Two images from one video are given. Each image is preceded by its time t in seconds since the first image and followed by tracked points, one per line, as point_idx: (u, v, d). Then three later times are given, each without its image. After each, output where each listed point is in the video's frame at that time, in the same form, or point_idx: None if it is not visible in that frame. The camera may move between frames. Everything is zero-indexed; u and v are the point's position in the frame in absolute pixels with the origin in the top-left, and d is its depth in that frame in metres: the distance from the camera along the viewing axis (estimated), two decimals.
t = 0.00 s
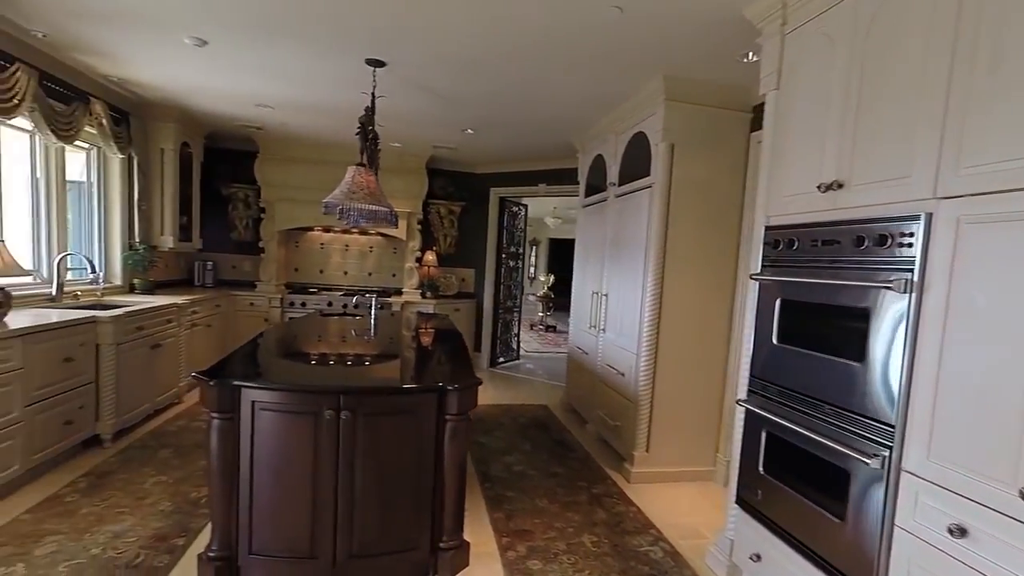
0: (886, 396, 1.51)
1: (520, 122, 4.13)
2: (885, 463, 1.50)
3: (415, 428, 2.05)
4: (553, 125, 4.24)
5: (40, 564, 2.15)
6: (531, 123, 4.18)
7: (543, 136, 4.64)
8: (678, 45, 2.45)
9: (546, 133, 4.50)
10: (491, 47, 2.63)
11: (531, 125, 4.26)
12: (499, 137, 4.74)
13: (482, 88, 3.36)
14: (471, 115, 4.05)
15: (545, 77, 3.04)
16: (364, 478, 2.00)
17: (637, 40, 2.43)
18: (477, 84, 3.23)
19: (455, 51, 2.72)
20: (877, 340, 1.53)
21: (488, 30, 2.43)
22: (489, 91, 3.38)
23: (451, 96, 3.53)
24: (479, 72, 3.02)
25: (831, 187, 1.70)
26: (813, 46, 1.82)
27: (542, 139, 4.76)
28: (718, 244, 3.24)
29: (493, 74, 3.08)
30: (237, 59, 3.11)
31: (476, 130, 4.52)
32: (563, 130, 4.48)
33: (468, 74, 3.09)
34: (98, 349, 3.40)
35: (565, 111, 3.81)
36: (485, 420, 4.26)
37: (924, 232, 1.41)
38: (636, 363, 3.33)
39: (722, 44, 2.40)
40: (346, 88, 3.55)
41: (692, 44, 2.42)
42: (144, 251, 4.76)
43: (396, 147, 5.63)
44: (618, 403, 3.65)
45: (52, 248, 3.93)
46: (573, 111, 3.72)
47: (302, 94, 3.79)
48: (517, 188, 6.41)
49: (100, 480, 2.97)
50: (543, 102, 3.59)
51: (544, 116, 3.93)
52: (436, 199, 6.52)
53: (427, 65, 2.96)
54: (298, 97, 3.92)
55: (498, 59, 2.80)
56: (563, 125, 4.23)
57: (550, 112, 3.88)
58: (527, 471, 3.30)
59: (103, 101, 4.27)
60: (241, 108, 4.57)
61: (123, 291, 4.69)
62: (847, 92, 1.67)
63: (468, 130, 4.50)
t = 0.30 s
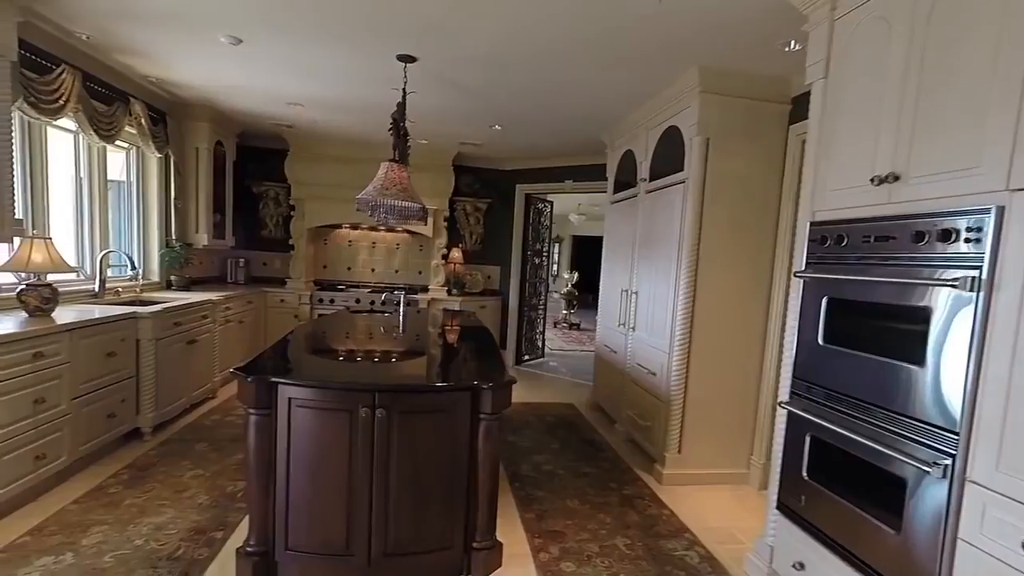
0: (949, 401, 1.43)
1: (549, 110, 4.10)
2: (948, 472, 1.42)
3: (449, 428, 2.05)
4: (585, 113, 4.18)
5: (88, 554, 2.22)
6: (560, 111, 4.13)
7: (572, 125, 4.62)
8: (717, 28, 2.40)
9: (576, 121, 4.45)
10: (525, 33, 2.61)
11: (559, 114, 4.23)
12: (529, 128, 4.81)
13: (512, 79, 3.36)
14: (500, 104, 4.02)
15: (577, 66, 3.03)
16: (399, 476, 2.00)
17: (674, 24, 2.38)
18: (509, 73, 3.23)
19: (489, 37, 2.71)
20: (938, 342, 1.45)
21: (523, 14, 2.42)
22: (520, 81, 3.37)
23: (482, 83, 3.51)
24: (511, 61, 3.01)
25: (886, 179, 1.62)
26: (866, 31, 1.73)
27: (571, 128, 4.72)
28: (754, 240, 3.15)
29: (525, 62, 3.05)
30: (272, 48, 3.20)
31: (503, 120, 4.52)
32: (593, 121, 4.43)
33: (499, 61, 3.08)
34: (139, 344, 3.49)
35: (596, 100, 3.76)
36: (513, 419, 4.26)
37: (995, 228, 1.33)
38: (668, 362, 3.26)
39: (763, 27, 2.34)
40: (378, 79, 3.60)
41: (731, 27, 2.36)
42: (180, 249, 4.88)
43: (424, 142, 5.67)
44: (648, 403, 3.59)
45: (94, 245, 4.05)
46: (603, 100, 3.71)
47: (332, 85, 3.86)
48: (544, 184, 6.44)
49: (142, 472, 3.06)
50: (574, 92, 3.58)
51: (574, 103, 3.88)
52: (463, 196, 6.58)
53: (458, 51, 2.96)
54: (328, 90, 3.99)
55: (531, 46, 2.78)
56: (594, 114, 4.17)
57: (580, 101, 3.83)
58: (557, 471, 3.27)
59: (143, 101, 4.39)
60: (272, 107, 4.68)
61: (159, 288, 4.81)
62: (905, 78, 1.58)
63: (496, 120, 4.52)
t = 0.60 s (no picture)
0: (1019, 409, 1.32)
1: (574, 102, 4.03)
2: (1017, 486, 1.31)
3: (479, 432, 2.01)
4: (612, 105, 4.09)
5: (124, 551, 2.25)
6: (586, 103, 4.06)
7: (597, 118, 4.54)
8: (754, 15, 2.30)
9: (602, 114, 4.37)
10: (553, 24, 2.55)
11: (585, 107, 4.16)
12: (552, 124, 4.78)
13: (538, 72, 3.32)
14: (525, 97, 3.96)
15: (606, 58, 2.97)
16: (428, 480, 1.97)
17: (709, 11, 2.30)
18: (534, 67, 3.19)
19: (515, 30, 2.67)
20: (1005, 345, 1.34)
21: (552, 6, 2.37)
22: (546, 74, 3.34)
23: (507, 76, 3.47)
24: (537, 54, 2.97)
25: (947, 168, 1.50)
26: (922, 10, 1.62)
27: (597, 122, 4.64)
28: (790, 236, 3.03)
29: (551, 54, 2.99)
30: (298, 45, 3.22)
31: (527, 114, 4.47)
32: (620, 113, 4.33)
33: (525, 54, 3.02)
34: (171, 344, 3.55)
35: (623, 93, 3.68)
36: (538, 419, 4.23)
37: None
38: (700, 362, 3.16)
39: (804, 13, 2.24)
40: (403, 76, 3.60)
41: (770, 13, 2.27)
42: (209, 249, 4.97)
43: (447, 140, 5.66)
44: (678, 404, 3.50)
45: (129, 247, 4.15)
46: (631, 93, 3.64)
47: (356, 81, 3.87)
48: (568, 181, 6.40)
49: (176, 470, 3.11)
50: (600, 85, 3.52)
51: (600, 95, 3.80)
52: (486, 193, 6.60)
53: (484, 46, 2.93)
54: (352, 86, 4.01)
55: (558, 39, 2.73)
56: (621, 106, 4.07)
57: (606, 93, 3.75)
58: (585, 473, 3.21)
59: (173, 104, 4.47)
60: (297, 107, 4.74)
61: (190, 288, 4.91)
62: (968, 58, 1.47)
63: (520, 114, 4.47)
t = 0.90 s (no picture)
0: None
1: (601, 97, 3.93)
2: None
3: (508, 438, 1.98)
4: (640, 100, 3.98)
5: (156, 551, 2.27)
6: (613, 98, 3.96)
7: (624, 114, 4.43)
8: (794, 3, 2.20)
9: (629, 109, 4.26)
10: (581, 18, 2.48)
11: (611, 102, 4.06)
12: (576, 121, 4.70)
13: (564, 68, 3.26)
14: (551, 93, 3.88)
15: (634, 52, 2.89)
16: (457, 487, 1.95)
17: None
18: (560, 63, 3.13)
19: (542, 25, 2.61)
20: None
21: None
22: (572, 70, 3.27)
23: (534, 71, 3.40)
24: (564, 50, 2.91)
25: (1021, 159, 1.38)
26: None
27: (623, 117, 4.53)
28: (831, 234, 2.89)
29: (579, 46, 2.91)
30: (322, 45, 3.21)
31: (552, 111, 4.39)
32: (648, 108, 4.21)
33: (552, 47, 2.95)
34: (201, 344, 3.60)
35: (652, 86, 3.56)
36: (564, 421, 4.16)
37: None
38: (733, 366, 3.04)
39: None
40: (427, 74, 3.57)
41: None
42: (238, 250, 5.03)
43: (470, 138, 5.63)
44: (710, 408, 3.39)
45: (161, 248, 4.22)
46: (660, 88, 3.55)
47: (380, 80, 3.85)
48: (592, 179, 6.33)
49: (207, 469, 3.14)
50: (628, 80, 3.43)
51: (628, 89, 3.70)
52: (510, 192, 6.57)
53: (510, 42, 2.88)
54: (375, 85, 4.00)
55: (586, 33, 2.66)
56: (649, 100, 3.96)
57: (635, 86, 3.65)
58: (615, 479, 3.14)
59: (202, 108, 4.54)
60: (321, 107, 4.77)
61: (220, 288, 4.99)
62: None
63: (545, 112, 4.40)
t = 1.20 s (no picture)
0: None
1: (632, 92, 3.82)
2: None
3: (538, 447, 1.93)
4: (673, 94, 3.85)
5: (185, 552, 2.27)
6: (645, 93, 3.84)
7: (654, 110, 4.31)
8: None
9: (661, 104, 4.13)
10: (614, 8, 2.40)
11: (643, 97, 3.94)
12: (605, 117, 4.58)
13: (594, 61, 3.18)
14: (581, 88, 3.78)
15: (670, 41, 2.78)
16: (484, 495, 1.93)
17: None
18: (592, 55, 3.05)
19: (574, 16, 2.54)
20: None
21: None
22: (602, 63, 3.19)
23: (563, 65, 3.31)
24: (596, 42, 2.83)
25: None
26: None
27: (653, 114, 4.41)
28: (882, 233, 2.74)
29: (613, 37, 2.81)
30: (350, 44, 3.18)
31: (581, 108, 4.29)
32: (680, 103, 4.08)
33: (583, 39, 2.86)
34: (231, 343, 3.62)
35: (687, 79, 3.44)
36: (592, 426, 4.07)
37: None
38: (774, 371, 2.91)
39: None
40: (454, 72, 3.53)
41: None
42: (267, 250, 5.08)
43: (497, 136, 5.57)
44: (748, 416, 3.25)
45: (194, 250, 4.28)
46: (694, 79, 3.43)
47: (407, 79, 3.83)
48: (620, 178, 6.24)
49: (235, 468, 3.16)
50: (660, 73, 3.33)
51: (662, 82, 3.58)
52: (536, 192, 6.54)
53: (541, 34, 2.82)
54: (403, 84, 3.98)
55: (619, 22, 2.58)
56: (683, 94, 3.83)
57: (669, 80, 3.52)
58: (645, 488, 3.03)
59: (233, 110, 4.60)
60: (348, 108, 4.79)
61: (250, 288, 5.05)
62: None
63: (573, 108, 4.30)
